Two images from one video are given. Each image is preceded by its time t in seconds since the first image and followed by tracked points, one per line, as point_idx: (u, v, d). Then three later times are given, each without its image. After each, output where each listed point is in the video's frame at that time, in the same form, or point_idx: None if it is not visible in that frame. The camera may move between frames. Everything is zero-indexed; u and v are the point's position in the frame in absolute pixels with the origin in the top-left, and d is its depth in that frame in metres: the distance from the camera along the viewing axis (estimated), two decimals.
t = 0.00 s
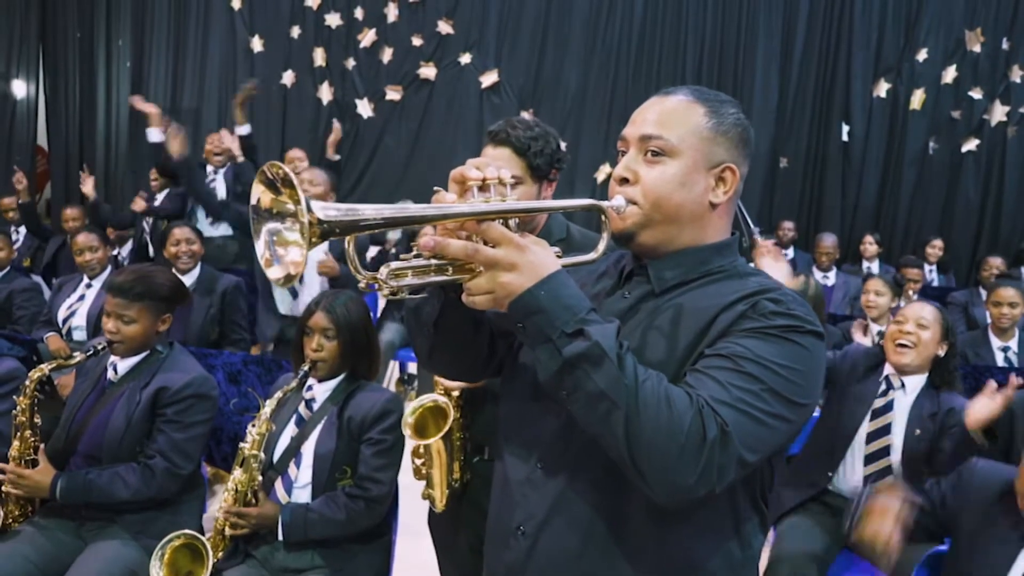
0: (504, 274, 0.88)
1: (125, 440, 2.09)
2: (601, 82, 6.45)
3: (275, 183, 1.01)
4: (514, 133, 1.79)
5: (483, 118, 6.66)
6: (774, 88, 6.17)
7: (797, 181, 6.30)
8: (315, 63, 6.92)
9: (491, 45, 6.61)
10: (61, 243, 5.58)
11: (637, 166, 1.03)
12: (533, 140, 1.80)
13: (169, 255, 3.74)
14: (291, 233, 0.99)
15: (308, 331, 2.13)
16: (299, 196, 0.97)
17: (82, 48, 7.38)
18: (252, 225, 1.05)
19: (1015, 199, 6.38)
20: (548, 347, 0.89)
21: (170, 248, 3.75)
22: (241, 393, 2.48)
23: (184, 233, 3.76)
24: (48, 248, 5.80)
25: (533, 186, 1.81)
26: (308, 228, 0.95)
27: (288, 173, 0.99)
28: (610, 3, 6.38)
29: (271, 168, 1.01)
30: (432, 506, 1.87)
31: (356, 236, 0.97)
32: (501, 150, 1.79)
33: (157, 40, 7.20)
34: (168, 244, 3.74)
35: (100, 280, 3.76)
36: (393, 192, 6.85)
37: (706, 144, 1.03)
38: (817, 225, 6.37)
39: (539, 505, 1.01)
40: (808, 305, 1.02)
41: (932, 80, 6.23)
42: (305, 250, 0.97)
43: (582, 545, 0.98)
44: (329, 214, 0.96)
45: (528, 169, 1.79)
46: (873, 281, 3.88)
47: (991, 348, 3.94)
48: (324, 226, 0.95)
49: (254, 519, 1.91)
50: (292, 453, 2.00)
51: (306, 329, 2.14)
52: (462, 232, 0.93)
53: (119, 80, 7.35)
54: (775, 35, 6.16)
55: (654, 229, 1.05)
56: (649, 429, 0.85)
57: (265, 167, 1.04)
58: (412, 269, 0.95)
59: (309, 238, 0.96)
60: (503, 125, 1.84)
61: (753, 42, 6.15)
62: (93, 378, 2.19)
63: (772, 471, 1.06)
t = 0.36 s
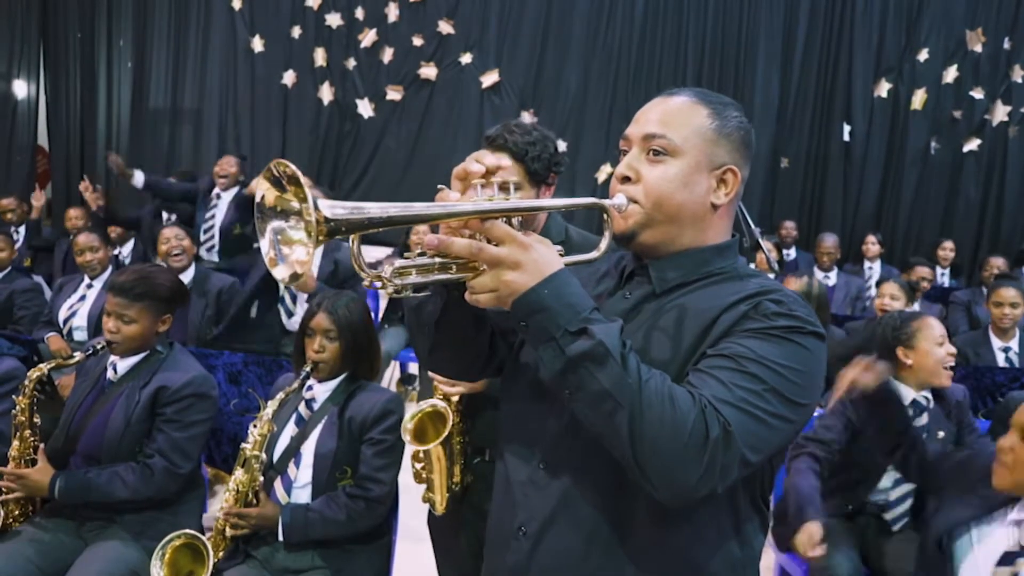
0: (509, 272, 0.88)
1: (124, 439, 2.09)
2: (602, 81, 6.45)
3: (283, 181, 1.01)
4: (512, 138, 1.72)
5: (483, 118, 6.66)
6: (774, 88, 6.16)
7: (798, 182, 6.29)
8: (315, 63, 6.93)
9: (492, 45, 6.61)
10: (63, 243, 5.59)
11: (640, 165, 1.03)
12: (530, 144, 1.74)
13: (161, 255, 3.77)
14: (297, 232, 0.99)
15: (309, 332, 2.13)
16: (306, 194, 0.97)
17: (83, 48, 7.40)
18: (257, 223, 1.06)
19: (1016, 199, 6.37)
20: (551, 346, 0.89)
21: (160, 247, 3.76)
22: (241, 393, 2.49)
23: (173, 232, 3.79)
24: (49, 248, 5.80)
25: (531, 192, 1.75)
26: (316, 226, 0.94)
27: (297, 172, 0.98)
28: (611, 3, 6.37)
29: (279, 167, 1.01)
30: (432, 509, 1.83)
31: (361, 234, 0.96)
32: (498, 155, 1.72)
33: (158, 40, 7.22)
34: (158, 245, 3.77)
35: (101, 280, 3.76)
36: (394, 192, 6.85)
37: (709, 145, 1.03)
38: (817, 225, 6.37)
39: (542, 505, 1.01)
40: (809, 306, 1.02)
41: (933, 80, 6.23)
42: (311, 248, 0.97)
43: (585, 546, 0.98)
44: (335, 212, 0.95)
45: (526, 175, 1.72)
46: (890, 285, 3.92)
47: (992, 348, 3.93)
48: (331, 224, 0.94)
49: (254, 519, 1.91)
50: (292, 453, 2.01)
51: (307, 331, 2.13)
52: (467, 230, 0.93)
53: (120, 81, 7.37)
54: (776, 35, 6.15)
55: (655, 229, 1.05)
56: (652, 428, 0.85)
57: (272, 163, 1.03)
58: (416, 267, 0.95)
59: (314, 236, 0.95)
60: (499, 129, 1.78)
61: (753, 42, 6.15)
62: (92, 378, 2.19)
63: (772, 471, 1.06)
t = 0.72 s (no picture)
0: (508, 257, 0.89)
1: (125, 435, 2.09)
2: (603, 80, 6.46)
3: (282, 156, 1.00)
4: (514, 132, 1.79)
5: (485, 116, 6.66)
6: (776, 86, 6.15)
7: (799, 180, 6.28)
8: (316, 61, 6.95)
9: (493, 44, 6.62)
10: (64, 242, 5.59)
11: (644, 156, 1.03)
12: (533, 138, 1.79)
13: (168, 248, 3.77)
14: (296, 210, 0.99)
15: (310, 328, 2.12)
16: (304, 170, 0.96)
17: (84, 46, 7.42)
18: (256, 197, 1.05)
19: (1018, 197, 6.36)
20: (550, 332, 0.89)
21: (169, 241, 3.78)
22: (241, 389, 2.48)
23: (182, 227, 3.78)
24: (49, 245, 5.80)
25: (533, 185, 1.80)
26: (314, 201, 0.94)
27: (298, 150, 0.97)
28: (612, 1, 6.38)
29: (279, 144, 1.00)
30: (428, 502, 1.82)
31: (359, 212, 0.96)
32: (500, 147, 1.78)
33: (160, 39, 7.22)
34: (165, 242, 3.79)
35: (101, 277, 3.76)
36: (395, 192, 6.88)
37: (714, 137, 1.03)
38: (819, 224, 6.36)
39: (542, 496, 1.01)
40: (812, 299, 1.02)
41: (935, 79, 6.22)
42: (310, 224, 0.96)
43: (586, 538, 0.98)
44: (333, 188, 0.95)
45: (529, 168, 1.78)
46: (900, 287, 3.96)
47: (994, 347, 3.92)
48: (328, 202, 0.95)
49: (255, 513, 1.91)
50: (293, 449, 2.01)
51: (309, 326, 2.13)
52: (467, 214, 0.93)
53: (121, 79, 7.37)
54: (778, 34, 6.15)
55: (658, 220, 1.04)
56: (650, 415, 0.84)
57: (271, 138, 1.02)
58: (415, 249, 0.95)
59: (313, 212, 0.95)
60: (503, 122, 1.83)
61: (754, 41, 6.15)
62: (93, 374, 2.18)
63: (774, 463, 1.05)
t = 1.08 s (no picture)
0: (562, 245, 0.89)
1: (155, 430, 2.11)
2: (616, 79, 6.47)
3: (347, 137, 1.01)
4: (541, 126, 1.76)
5: (498, 116, 6.69)
6: (790, 85, 6.13)
7: (814, 179, 6.23)
8: (329, 61, 6.99)
9: (506, 43, 6.64)
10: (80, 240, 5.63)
11: (691, 148, 1.04)
12: (559, 132, 1.78)
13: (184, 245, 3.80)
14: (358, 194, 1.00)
15: (339, 322, 2.13)
16: (369, 154, 0.97)
17: (98, 46, 7.46)
18: (319, 180, 1.06)
19: None
20: (604, 320, 0.89)
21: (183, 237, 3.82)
22: (268, 384, 2.49)
23: (195, 223, 3.83)
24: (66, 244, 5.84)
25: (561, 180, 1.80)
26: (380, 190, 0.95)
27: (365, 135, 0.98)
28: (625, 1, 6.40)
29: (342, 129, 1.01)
30: (457, 495, 1.87)
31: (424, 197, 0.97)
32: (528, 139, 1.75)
33: (173, 38, 7.27)
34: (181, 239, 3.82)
35: (122, 274, 3.79)
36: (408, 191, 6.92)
37: (761, 130, 1.04)
38: (834, 223, 6.35)
39: (591, 488, 1.01)
40: (862, 292, 1.02)
41: (949, 78, 6.22)
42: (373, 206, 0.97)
43: (636, 531, 0.99)
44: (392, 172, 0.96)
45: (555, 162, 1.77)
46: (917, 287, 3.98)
47: (1014, 346, 3.92)
48: (392, 187, 0.95)
49: (288, 506, 1.92)
50: (323, 443, 2.02)
51: (337, 321, 2.14)
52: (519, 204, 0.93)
53: (135, 78, 7.40)
54: (791, 32, 6.14)
55: (705, 212, 1.05)
56: (707, 403, 0.85)
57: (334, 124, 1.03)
58: (470, 237, 0.97)
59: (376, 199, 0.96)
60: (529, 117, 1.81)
61: (767, 40, 6.15)
62: (122, 369, 2.20)
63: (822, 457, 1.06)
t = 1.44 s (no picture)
0: (752, 246, 0.88)
1: (288, 422, 2.19)
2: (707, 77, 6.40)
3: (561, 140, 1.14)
4: (668, 123, 1.64)
5: (588, 115, 6.71)
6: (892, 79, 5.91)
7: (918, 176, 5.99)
8: (420, 63, 7.11)
9: (595, 43, 6.65)
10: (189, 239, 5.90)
11: (866, 145, 1.02)
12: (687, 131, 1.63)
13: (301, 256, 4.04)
14: (562, 200, 1.12)
15: (465, 320, 2.17)
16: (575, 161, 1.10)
17: (200, 53, 7.76)
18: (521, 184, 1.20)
19: None
20: (796, 322, 0.87)
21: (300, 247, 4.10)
22: (387, 380, 2.59)
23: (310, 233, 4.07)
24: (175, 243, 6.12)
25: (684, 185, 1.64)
26: (597, 198, 1.03)
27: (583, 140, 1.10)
28: None
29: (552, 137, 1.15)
30: (585, 494, 1.81)
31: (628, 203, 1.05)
32: (652, 141, 1.63)
33: (270, 44, 7.52)
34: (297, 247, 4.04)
35: (236, 271, 3.92)
36: (499, 192, 7.03)
37: (944, 124, 1.01)
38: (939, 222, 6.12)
39: (766, 490, 1.00)
40: None
41: None
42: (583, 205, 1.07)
43: (817, 539, 0.97)
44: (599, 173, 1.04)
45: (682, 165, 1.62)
46: None
47: None
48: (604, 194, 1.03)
49: (418, 500, 1.98)
50: (449, 438, 2.08)
51: (463, 318, 2.18)
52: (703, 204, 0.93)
53: (235, 84, 7.70)
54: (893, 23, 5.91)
55: (883, 211, 1.02)
56: (914, 408, 0.84)
57: (546, 128, 1.16)
58: (661, 239, 1.04)
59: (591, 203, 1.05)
60: (656, 115, 1.68)
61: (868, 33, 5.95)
62: (255, 363, 2.29)
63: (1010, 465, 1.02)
